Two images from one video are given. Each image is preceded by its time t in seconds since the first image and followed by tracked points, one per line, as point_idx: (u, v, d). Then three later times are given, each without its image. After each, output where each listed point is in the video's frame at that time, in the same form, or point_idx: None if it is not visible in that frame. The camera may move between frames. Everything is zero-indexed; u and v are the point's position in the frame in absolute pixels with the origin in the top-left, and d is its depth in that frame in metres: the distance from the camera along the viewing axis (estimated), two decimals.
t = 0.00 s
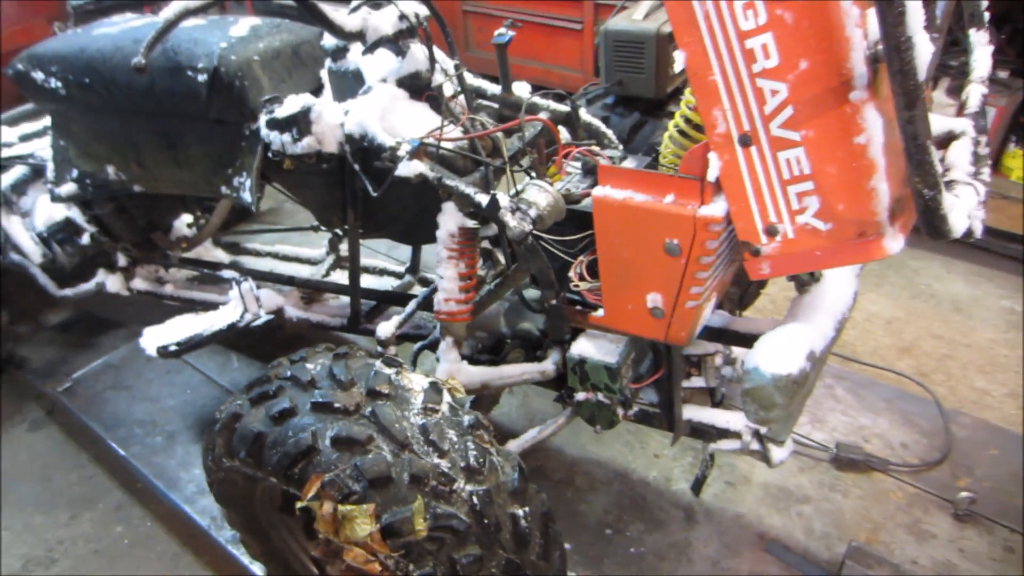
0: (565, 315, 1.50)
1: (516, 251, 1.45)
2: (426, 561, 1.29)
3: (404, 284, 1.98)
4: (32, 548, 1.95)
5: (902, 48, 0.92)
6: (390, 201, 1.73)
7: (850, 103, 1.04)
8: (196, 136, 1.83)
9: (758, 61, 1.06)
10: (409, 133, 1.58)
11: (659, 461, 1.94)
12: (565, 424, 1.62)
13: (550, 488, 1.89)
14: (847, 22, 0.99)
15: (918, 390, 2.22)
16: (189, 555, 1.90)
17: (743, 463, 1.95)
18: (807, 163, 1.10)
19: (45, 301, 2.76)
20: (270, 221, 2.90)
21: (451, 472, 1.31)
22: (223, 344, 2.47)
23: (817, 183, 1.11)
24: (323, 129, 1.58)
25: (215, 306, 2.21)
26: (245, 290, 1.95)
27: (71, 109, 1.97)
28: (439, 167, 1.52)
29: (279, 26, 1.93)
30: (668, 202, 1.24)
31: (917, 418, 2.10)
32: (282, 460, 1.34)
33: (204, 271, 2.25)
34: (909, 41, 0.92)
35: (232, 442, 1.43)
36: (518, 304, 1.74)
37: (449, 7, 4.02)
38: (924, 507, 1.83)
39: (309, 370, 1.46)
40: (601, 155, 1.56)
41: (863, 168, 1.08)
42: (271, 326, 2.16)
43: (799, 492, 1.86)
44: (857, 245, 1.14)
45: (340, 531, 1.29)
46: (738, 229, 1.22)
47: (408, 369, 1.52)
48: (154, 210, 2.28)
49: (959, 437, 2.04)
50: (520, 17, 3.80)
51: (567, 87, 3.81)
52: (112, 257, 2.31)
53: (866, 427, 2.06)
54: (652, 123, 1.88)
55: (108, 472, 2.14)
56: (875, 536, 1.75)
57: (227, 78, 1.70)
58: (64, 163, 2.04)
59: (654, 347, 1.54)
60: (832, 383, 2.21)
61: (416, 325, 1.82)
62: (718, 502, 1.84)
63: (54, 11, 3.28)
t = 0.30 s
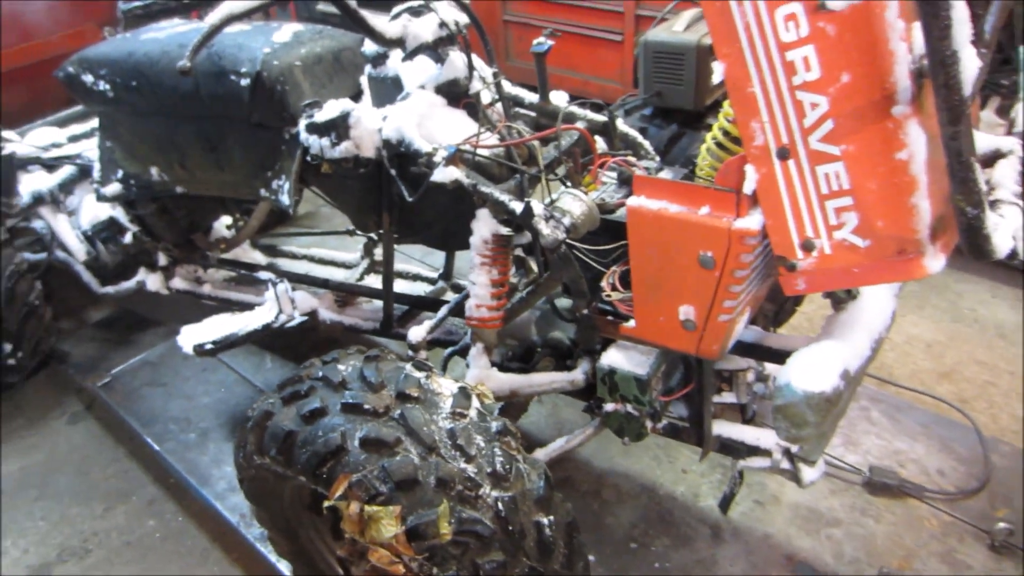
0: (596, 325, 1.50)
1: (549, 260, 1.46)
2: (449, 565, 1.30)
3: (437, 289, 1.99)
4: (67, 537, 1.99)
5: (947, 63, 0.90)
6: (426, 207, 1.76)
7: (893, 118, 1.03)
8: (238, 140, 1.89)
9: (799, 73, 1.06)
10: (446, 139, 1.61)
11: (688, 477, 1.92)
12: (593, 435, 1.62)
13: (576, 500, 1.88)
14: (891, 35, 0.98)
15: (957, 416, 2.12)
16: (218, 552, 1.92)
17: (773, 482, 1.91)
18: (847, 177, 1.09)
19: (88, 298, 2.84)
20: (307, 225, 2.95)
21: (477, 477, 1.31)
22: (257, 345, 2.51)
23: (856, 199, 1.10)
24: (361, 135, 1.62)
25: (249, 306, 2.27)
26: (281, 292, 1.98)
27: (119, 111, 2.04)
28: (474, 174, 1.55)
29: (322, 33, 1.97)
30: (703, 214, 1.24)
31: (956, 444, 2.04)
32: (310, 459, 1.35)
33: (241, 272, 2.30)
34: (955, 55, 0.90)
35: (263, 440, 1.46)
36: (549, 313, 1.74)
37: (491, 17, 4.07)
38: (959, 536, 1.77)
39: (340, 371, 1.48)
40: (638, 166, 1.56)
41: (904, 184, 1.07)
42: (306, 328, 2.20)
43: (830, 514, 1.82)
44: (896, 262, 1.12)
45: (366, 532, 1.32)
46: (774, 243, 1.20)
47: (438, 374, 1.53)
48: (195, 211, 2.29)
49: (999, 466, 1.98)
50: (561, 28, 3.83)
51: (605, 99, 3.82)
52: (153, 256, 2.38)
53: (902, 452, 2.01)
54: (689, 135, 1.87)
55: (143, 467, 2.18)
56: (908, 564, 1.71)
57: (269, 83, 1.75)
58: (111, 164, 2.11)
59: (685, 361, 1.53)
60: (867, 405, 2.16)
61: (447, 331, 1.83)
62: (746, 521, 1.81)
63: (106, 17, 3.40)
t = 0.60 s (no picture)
0: (623, 330, 1.49)
1: (579, 264, 1.46)
2: (471, 566, 1.31)
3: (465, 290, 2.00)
4: (94, 526, 2.03)
5: (996, 75, 0.90)
6: (456, 209, 1.77)
7: (936, 130, 1.02)
8: (272, 136, 1.92)
9: (840, 82, 1.05)
10: (480, 142, 1.62)
11: (711, 488, 1.90)
12: (617, 441, 1.61)
13: (598, 506, 1.88)
14: (937, 46, 0.97)
15: (989, 435, 2.08)
16: (241, 545, 1.96)
17: (798, 495, 1.89)
18: (886, 189, 1.08)
19: (120, 291, 2.90)
20: (337, 224, 2.98)
21: (502, 480, 1.31)
22: (285, 341, 2.55)
23: (895, 211, 1.08)
24: (395, 134, 1.63)
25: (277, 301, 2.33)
26: (310, 289, 2.00)
27: (157, 107, 2.08)
28: (506, 176, 1.56)
29: (359, 32, 2.00)
30: (737, 222, 1.23)
31: (987, 464, 1.99)
32: (336, 456, 1.36)
33: (271, 268, 2.33)
34: (1004, 68, 0.90)
35: (290, 435, 1.46)
36: (577, 318, 1.73)
37: (525, 20, 4.09)
38: (989, 558, 1.74)
39: (368, 368, 1.48)
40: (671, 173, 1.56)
41: (945, 198, 1.05)
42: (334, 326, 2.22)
43: (856, 530, 1.79)
44: (935, 277, 1.10)
45: (390, 531, 1.32)
46: (808, 253, 1.19)
47: (465, 375, 1.53)
48: (228, 207, 2.32)
49: None
50: (595, 33, 3.82)
51: (638, 105, 3.81)
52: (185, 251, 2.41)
53: (931, 470, 1.97)
54: (723, 144, 1.86)
55: (170, 459, 2.22)
56: None
57: (305, 81, 1.77)
58: (147, 158, 2.15)
59: (713, 370, 1.52)
60: (897, 421, 2.13)
61: (473, 332, 1.84)
62: (770, 533, 1.79)
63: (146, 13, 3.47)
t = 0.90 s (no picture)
0: (635, 334, 1.49)
1: (591, 267, 1.48)
2: (481, 566, 1.35)
3: (477, 293, 2.02)
4: (107, 526, 2.06)
5: (1008, 83, 0.96)
6: (470, 212, 1.79)
7: (949, 137, 1.03)
8: (287, 137, 1.94)
9: (854, 89, 1.05)
10: (493, 143, 1.64)
11: (721, 491, 1.91)
12: (628, 444, 1.62)
13: (608, 507, 1.89)
14: (952, 55, 0.98)
15: (1002, 441, 2.08)
16: (253, 545, 1.99)
17: (808, 499, 1.89)
18: (898, 196, 1.08)
19: (135, 290, 2.93)
20: (351, 224, 3.01)
21: (511, 481, 1.32)
22: (298, 341, 2.58)
23: (906, 218, 1.09)
24: (409, 135, 1.65)
25: (292, 302, 2.36)
26: (324, 290, 2.02)
27: (173, 105, 2.11)
28: (519, 178, 1.58)
29: (375, 34, 2.01)
30: (748, 227, 1.24)
31: (999, 469, 1.99)
32: (347, 456, 1.38)
33: (284, 268, 2.35)
34: (1016, 78, 0.97)
35: (301, 435, 1.48)
36: (589, 320, 1.72)
37: (543, 23, 4.10)
38: (999, 563, 1.73)
39: (379, 369, 1.50)
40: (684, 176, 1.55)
41: (956, 205, 1.06)
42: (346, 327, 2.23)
43: (866, 535, 1.79)
44: (945, 283, 1.11)
45: (399, 531, 1.35)
46: (819, 258, 1.20)
47: (476, 376, 1.54)
48: (243, 208, 2.38)
49: None
50: (612, 36, 3.83)
51: (654, 109, 3.81)
52: (200, 250, 2.47)
53: (942, 475, 1.97)
54: (738, 148, 1.88)
55: (183, 459, 2.25)
56: None
57: (321, 82, 1.79)
58: (163, 157, 2.18)
59: (724, 373, 1.52)
60: (908, 426, 2.12)
61: (485, 334, 1.86)
62: (780, 537, 1.79)
63: (164, 13, 3.50)
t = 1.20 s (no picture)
0: (636, 331, 1.48)
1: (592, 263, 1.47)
2: (479, 563, 1.34)
3: (478, 289, 2.02)
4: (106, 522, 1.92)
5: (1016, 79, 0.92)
6: (470, 207, 1.78)
7: (954, 134, 1.02)
8: (288, 132, 1.94)
9: (859, 85, 1.05)
10: (495, 139, 1.63)
11: (721, 489, 1.90)
12: (627, 441, 1.61)
13: (608, 505, 1.88)
14: (958, 52, 0.97)
15: (1003, 442, 2.06)
16: (252, 541, 1.97)
17: (808, 498, 1.89)
18: (902, 193, 1.08)
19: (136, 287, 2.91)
20: (352, 221, 3.00)
21: (510, 477, 1.32)
22: (298, 337, 2.57)
23: (910, 215, 1.08)
24: (410, 131, 1.65)
25: (291, 299, 2.35)
26: (323, 286, 2.01)
27: (175, 101, 2.11)
28: (521, 173, 1.57)
29: (377, 28, 2.01)
30: (751, 223, 1.23)
31: (1000, 470, 1.98)
32: (345, 451, 1.37)
33: (285, 264, 2.37)
34: None
35: (299, 431, 1.47)
36: (589, 318, 1.74)
37: (547, 20, 4.09)
38: (999, 563, 1.73)
39: (379, 365, 1.50)
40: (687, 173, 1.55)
41: (961, 203, 1.05)
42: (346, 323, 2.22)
43: (866, 534, 1.79)
44: (949, 281, 1.10)
45: (398, 527, 1.33)
46: (822, 255, 1.19)
47: (475, 372, 1.54)
48: (243, 203, 2.36)
49: None
50: (616, 34, 3.82)
51: (658, 108, 3.80)
52: (200, 246, 2.43)
53: (943, 475, 1.96)
54: (741, 146, 1.88)
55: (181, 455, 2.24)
56: None
57: (323, 76, 1.77)
58: (163, 152, 2.18)
59: (725, 371, 1.51)
60: (909, 426, 2.12)
61: (486, 331, 1.85)
62: (780, 535, 1.79)
63: (165, 7, 3.51)
